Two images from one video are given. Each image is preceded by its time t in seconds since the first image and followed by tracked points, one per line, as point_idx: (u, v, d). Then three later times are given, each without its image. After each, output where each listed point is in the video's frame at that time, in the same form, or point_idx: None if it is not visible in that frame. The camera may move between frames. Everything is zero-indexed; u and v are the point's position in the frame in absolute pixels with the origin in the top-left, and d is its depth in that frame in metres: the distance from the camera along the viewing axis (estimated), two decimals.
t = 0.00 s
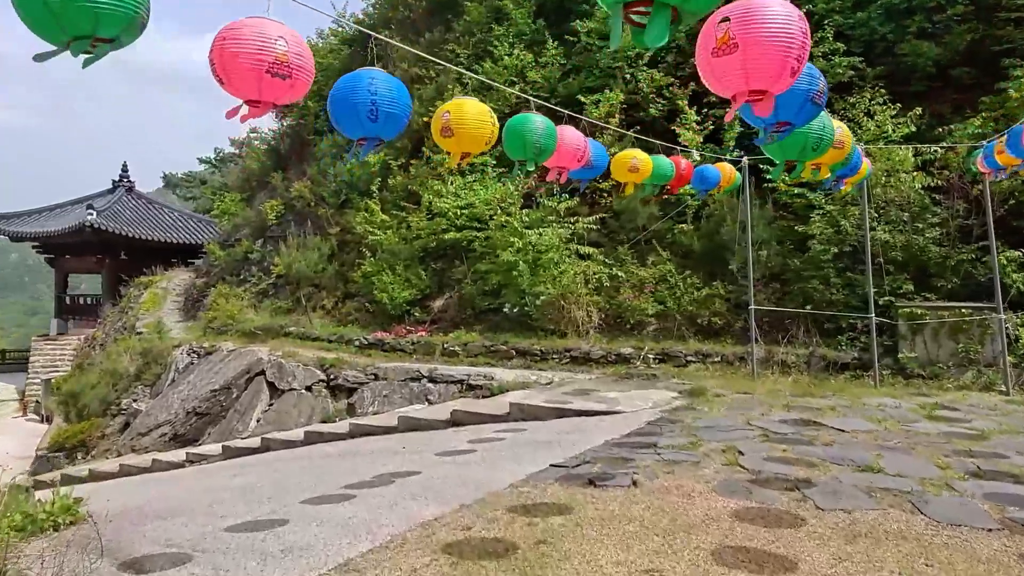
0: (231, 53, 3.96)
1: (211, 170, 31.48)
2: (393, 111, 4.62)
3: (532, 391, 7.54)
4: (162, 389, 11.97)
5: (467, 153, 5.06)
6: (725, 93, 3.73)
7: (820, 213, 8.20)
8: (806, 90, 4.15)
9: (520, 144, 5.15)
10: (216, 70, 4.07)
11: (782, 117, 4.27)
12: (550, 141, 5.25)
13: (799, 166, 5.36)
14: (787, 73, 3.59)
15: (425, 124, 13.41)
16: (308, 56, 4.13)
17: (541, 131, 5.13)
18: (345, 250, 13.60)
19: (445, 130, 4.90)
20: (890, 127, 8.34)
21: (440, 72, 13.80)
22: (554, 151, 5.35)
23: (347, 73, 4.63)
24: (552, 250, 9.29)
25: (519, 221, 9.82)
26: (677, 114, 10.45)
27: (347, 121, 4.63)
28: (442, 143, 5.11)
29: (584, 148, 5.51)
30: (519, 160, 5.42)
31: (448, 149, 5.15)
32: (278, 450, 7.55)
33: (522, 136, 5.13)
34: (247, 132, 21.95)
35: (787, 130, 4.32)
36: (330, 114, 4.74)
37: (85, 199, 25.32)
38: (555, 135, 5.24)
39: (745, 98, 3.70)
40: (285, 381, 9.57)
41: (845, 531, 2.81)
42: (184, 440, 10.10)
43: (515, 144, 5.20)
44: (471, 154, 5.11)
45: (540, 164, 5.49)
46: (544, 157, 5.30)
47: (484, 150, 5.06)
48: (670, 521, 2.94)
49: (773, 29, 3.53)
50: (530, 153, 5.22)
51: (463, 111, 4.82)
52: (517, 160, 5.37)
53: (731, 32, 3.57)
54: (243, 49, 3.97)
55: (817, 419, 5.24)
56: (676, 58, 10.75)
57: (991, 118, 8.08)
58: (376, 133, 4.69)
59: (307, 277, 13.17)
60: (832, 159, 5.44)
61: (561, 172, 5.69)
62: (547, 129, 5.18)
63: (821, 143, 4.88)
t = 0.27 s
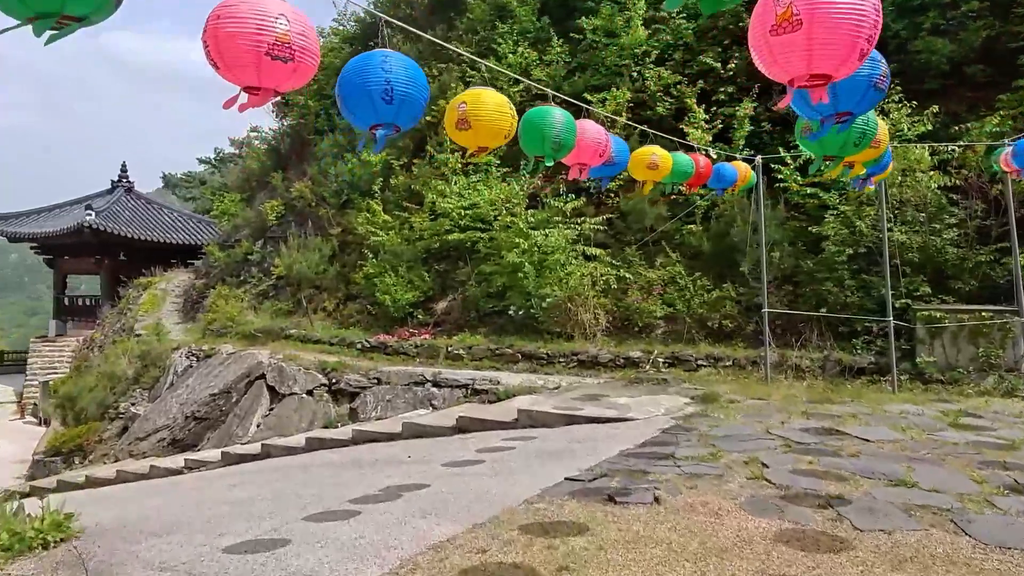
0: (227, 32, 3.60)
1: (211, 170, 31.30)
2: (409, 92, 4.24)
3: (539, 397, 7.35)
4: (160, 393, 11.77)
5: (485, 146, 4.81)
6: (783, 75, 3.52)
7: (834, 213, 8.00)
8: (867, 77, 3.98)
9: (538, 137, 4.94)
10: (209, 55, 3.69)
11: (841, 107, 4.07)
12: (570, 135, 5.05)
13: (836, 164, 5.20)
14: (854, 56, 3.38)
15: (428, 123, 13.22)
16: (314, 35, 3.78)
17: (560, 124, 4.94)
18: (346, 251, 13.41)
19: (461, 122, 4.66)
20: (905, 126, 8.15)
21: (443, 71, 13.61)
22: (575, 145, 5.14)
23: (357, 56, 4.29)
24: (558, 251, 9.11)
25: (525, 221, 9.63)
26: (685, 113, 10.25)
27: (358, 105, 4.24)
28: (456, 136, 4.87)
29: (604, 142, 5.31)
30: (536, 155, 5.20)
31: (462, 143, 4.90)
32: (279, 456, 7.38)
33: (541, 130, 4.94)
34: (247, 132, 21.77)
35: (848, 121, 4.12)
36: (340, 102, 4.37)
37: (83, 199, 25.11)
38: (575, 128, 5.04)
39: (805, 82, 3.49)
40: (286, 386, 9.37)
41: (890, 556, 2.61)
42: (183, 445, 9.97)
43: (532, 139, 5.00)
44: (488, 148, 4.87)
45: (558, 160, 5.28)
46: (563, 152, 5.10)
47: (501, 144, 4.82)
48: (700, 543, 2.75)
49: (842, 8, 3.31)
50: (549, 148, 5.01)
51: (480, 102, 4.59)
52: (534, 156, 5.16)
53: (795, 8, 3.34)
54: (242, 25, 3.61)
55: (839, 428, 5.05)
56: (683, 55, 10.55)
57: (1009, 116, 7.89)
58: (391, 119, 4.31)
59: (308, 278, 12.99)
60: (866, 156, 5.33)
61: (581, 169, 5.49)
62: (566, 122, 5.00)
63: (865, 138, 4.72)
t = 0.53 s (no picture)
0: (203, 1, 3.38)
1: (211, 170, 31.12)
2: (405, 79, 4.03)
3: (546, 400, 7.14)
4: (158, 395, 11.58)
5: (493, 133, 4.59)
6: (845, 42, 3.34)
7: (848, 211, 7.78)
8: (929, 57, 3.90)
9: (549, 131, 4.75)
10: (183, 26, 3.47)
11: (898, 87, 3.98)
12: (582, 129, 4.87)
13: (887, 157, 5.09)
14: (927, 24, 3.21)
15: (430, 121, 13.03)
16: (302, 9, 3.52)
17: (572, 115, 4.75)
18: (347, 250, 13.21)
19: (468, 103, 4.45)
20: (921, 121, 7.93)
21: (445, 68, 13.41)
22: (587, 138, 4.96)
23: (353, 35, 4.08)
24: (564, 251, 8.92)
25: (529, 221, 9.46)
26: (693, 109, 10.05)
27: (351, 91, 4.04)
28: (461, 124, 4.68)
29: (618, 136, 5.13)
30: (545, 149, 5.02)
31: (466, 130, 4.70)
32: (279, 461, 7.19)
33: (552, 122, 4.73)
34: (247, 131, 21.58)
35: (902, 103, 4.03)
36: (332, 84, 4.16)
37: (82, 199, 24.94)
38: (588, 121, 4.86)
39: (869, 49, 3.32)
40: (286, 388, 9.17)
41: None
42: (181, 448, 9.81)
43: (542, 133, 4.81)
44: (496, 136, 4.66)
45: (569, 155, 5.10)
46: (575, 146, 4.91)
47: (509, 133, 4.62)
48: (730, 565, 2.54)
49: None
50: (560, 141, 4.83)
51: (489, 83, 4.41)
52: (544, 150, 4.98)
53: None
54: None
55: (861, 434, 4.84)
56: (691, 51, 10.33)
57: None
58: (386, 108, 4.12)
59: (308, 278, 12.80)
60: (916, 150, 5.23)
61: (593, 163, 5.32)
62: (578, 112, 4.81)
63: (930, 123, 4.65)
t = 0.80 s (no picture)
0: None
1: (211, 169, 30.94)
2: (396, 76, 3.79)
3: (553, 406, 6.92)
4: (156, 398, 11.41)
5: (497, 128, 4.38)
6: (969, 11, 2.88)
7: (863, 211, 7.56)
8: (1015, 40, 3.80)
9: (562, 127, 4.55)
10: None
11: (973, 75, 3.86)
12: (597, 126, 4.68)
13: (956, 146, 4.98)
14: None
15: (433, 119, 12.82)
16: None
17: (587, 110, 4.54)
18: (348, 251, 13.01)
19: (470, 96, 4.22)
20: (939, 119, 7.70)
21: (448, 65, 13.22)
22: (601, 135, 4.77)
23: (340, 20, 3.79)
24: (570, 252, 8.73)
25: (534, 221, 9.28)
26: (701, 107, 9.83)
27: (338, 86, 3.81)
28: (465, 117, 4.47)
29: (632, 133, 4.96)
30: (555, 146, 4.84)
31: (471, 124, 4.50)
32: (277, 470, 7.01)
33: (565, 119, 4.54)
34: (248, 130, 21.40)
35: (974, 90, 3.91)
36: (317, 74, 3.90)
37: (81, 199, 24.77)
38: (604, 117, 4.66)
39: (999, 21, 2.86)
40: (285, 393, 8.97)
41: None
42: (178, 454, 9.68)
43: (553, 128, 4.62)
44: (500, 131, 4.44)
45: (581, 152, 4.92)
46: (588, 144, 4.73)
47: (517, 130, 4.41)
48: None
49: None
50: (573, 138, 4.65)
51: (494, 74, 4.16)
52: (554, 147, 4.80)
53: None
54: None
55: (885, 445, 4.62)
56: (699, 47, 10.11)
57: None
58: (375, 105, 3.91)
59: (309, 279, 12.62)
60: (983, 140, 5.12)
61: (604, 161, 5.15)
62: (593, 107, 4.60)
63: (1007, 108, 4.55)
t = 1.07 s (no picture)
0: None
1: (213, 170, 30.81)
2: (413, 50, 3.45)
3: (562, 411, 6.73)
4: (155, 401, 11.24)
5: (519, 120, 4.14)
6: None
7: (880, 210, 7.35)
8: None
9: (586, 116, 4.31)
10: None
11: None
12: (624, 116, 4.44)
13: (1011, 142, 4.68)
14: None
15: (437, 117, 12.65)
16: None
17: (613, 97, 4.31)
18: (351, 251, 12.83)
19: (490, 88, 3.98)
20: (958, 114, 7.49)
21: (453, 63, 13.06)
22: (628, 127, 4.52)
23: None
24: (578, 252, 8.58)
25: (541, 221, 9.11)
26: (711, 104, 9.64)
27: (349, 63, 3.46)
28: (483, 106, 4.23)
29: (659, 126, 4.72)
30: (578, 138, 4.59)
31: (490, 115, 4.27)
32: (279, 476, 6.84)
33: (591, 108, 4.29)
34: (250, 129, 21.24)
35: None
36: (321, 51, 3.54)
37: (82, 199, 24.64)
38: (631, 107, 4.42)
39: None
40: (286, 397, 8.82)
41: None
42: (177, 459, 9.57)
43: (576, 118, 4.37)
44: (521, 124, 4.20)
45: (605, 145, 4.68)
46: (614, 135, 4.49)
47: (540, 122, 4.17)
48: None
49: None
50: (598, 129, 4.40)
51: (517, 64, 3.89)
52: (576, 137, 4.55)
53: None
54: None
55: (914, 454, 4.42)
56: (709, 43, 9.93)
57: None
58: (391, 85, 3.56)
59: (311, 280, 12.45)
60: None
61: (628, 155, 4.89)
62: (620, 94, 4.36)
63: None
